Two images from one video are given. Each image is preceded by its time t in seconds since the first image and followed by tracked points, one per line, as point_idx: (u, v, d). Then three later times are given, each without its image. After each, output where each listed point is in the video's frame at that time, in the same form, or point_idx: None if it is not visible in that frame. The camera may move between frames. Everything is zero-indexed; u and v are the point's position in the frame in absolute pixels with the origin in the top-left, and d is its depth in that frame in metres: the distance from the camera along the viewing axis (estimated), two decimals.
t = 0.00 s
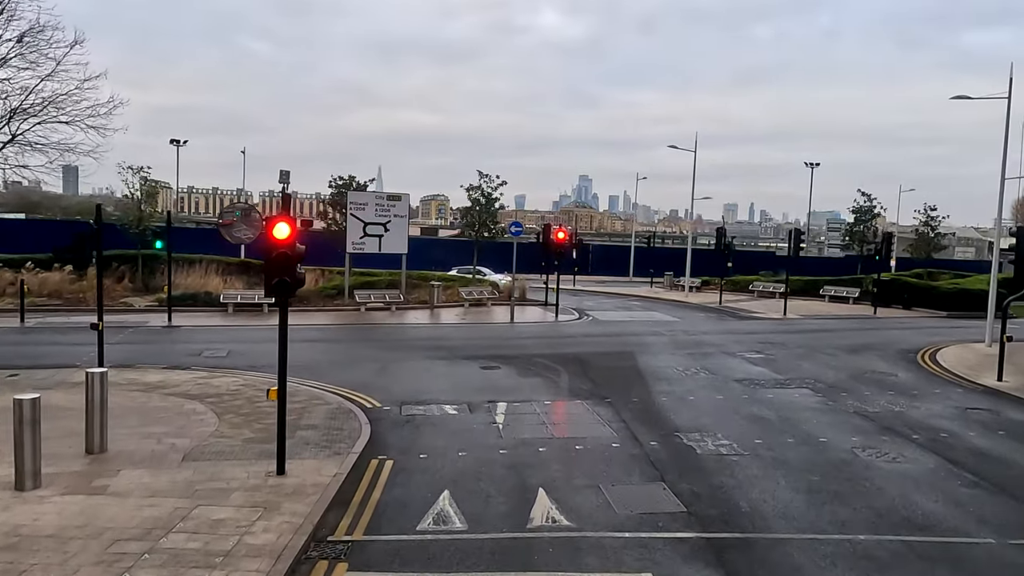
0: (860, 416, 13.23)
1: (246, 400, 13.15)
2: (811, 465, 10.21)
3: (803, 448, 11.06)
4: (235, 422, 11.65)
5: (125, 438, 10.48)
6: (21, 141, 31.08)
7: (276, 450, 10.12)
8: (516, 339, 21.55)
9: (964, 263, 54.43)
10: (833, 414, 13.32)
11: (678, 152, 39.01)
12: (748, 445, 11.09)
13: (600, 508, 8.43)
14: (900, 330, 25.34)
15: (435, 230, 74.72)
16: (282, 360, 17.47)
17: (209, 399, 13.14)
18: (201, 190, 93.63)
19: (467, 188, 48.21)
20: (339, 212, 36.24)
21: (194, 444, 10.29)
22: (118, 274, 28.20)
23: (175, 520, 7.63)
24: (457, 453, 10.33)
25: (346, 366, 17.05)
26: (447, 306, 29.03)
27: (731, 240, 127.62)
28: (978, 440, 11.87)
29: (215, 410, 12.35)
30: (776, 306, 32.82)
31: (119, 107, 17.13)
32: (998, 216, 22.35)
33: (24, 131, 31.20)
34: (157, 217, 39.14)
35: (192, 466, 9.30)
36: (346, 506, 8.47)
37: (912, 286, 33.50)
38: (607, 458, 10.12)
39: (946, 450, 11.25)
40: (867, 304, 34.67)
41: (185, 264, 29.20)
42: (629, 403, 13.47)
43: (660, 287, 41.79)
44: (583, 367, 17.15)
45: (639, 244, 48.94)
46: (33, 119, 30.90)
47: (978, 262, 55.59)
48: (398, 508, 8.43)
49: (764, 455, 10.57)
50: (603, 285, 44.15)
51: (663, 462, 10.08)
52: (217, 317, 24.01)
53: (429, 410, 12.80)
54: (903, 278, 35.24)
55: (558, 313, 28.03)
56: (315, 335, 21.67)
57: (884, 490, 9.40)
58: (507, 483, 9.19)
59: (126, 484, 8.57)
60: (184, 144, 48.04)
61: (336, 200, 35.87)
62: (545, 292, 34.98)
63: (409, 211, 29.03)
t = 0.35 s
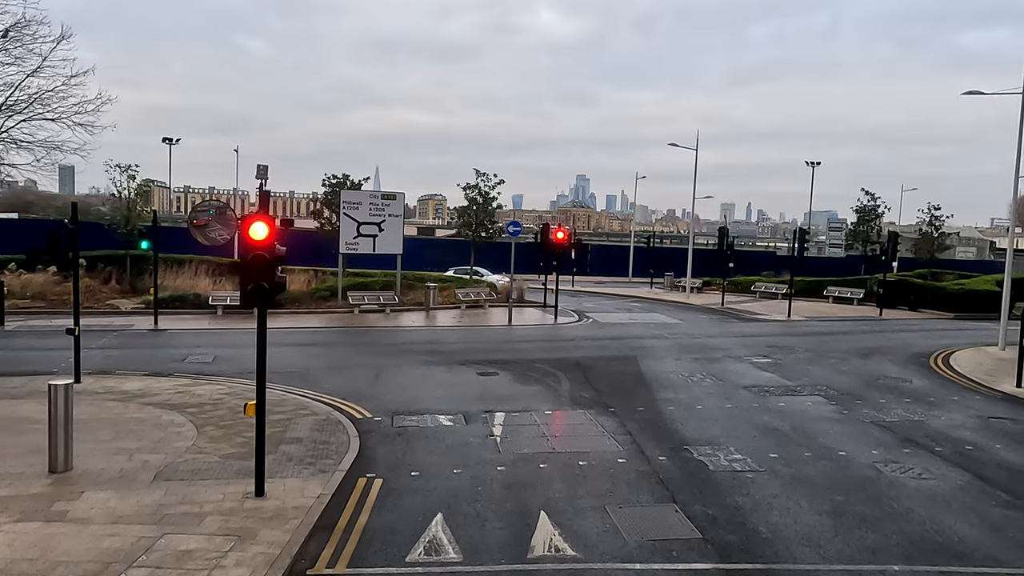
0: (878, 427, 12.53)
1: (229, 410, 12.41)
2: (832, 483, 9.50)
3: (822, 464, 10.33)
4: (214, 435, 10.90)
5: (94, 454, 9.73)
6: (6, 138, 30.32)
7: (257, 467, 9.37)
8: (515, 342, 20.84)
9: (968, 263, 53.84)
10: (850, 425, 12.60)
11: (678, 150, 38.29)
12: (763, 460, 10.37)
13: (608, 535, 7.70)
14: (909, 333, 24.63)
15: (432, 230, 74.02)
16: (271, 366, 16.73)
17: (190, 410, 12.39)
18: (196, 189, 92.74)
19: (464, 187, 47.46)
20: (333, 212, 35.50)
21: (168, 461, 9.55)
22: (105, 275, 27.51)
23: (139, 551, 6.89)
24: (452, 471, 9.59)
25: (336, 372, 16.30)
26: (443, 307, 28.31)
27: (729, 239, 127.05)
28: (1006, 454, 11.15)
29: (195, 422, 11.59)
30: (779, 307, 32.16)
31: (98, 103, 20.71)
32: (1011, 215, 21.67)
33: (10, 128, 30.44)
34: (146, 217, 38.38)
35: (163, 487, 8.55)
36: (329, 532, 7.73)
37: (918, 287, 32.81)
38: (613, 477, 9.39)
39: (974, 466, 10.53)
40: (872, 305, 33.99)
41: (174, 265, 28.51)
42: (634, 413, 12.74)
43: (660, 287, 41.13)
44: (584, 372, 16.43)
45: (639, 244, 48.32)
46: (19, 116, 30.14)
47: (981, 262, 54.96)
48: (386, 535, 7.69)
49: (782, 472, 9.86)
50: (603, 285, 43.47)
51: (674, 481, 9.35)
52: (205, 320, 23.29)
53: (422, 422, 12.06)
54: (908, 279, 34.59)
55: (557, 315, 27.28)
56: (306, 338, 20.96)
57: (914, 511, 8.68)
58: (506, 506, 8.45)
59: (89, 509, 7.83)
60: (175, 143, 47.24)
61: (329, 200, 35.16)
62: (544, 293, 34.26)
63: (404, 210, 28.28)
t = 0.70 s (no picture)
0: (891, 436, 11.96)
1: (212, 420, 11.80)
2: (849, 500, 8.92)
3: (837, 477, 9.76)
4: (194, 447, 10.29)
5: (63, 470, 9.13)
6: None
7: (236, 484, 8.76)
8: (512, 346, 20.27)
9: (969, 263, 53.44)
10: (862, 434, 12.03)
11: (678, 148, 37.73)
12: (774, 473, 9.80)
13: (611, 560, 7.10)
14: (915, 335, 24.09)
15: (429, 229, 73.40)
16: (259, 372, 16.12)
17: (169, 419, 11.77)
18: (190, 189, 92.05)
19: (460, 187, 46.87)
20: (326, 212, 34.92)
21: (141, 476, 8.95)
22: (92, 277, 26.85)
23: None
24: (444, 487, 9.00)
25: (326, 378, 15.68)
26: (439, 309, 27.72)
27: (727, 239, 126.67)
28: None
29: (174, 433, 10.99)
30: (781, 308, 31.61)
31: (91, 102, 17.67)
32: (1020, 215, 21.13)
33: None
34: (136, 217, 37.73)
35: (133, 509, 7.94)
36: (311, 557, 7.14)
37: (922, 288, 32.31)
38: (616, 494, 8.81)
39: (997, 479, 9.97)
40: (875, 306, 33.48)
41: (164, 266, 27.95)
42: (637, 423, 12.16)
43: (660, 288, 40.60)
44: (583, 377, 15.85)
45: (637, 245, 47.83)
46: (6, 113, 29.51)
47: (982, 262, 54.56)
48: (372, 561, 7.09)
49: (795, 488, 9.28)
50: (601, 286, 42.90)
51: (681, 497, 8.78)
52: (194, 322, 22.69)
53: (414, 432, 11.46)
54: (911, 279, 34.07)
55: (555, 317, 26.71)
56: (298, 342, 20.36)
57: (939, 531, 8.11)
58: (502, 527, 7.87)
59: (49, 534, 7.22)
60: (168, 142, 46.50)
61: (323, 200, 34.60)
62: (542, 294, 33.70)
63: (398, 210, 27.69)
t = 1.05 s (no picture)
0: (902, 445, 11.52)
1: (196, 429, 11.32)
2: (863, 516, 8.46)
3: (848, 490, 9.32)
4: (175, 459, 9.82)
5: (34, 484, 8.64)
6: None
7: (217, 500, 8.28)
8: (509, 349, 19.83)
9: (969, 263, 53.13)
10: (872, 442, 11.60)
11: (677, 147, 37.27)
12: (782, 486, 9.35)
13: None
14: (919, 337, 23.69)
15: (426, 229, 72.95)
16: (247, 377, 15.63)
17: (151, 428, 11.28)
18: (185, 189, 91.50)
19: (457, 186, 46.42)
20: (321, 212, 34.44)
21: (116, 491, 8.47)
22: (81, 277, 26.35)
23: None
24: (437, 503, 8.53)
25: (317, 384, 15.19)
26: (435, 311, 27.28)
27: (725, 239, 126.49)
28: None
29: (155, 443, 10.51)
30: (782, 310, 31.20)
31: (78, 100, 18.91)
32: None
33: None
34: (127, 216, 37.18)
35: (104, 528, 7.47)
36: None
37: (924, 289, 31.91)
38: (618, 509, 8.35)
39: (1015, 492, 9.52)
40: (876, 307, 33.09)
41: (155, 267, 27.48)
42: (638, 431, 11.70)
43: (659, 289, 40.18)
44: (581, 382, 15.39)
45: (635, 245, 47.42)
46: None
47: (982, 262, 54.30)
48: None
49: (806, 501, 8.83)
50: (599, 286, 42.47)
51: (686, 513, 8.32)
52: (184, 325, 22.23)
53: (407, 441, 10.99)
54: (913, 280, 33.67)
55: (553, 318, 26.24)
56: (290, 345, 19.91)
57: (960, 549, 7.66)
58: (497, 546, 7.40)
59: (12, 557, 6.75)
60: (162, 142, 45.97)
61: (317, 200, 34.16)
62: (540, 295, 33.26)
63: (394, 210, 27.20)
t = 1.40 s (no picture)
0: (912, 451, 11.16)
1: (182, 436, 10.93)
2: (876, 528, 8.10)
3: (859, 500, 8.96)
4: (158, 468, 9.43)
5: (9, 495, 8.25)
6: None
7: (200, 513, 7.90)
8: (507, 351, 19.46)
9: (969, 262, 52.89)
10: (881, 449, 11.24)
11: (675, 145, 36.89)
12: (791, 496, 8.98)
13: None
14: (922, 338, 23.38)
15: (423, 229, 72.52)
16: (238, 381, 15.25)
17: (135, 435, 10.88)
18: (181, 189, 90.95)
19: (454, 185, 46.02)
20: (316, 211, 34.04)
21: (94, 504, 8.09)
22: (72, 278, 25.90)
23: None
24: (431, 515, 8.15)
25: (309, 387, 14.80)
26: (432, 312, 26.90)
27: (724, 239, 126.14)
28: None
29: (139, 451, 10.12)
30: (782, 310, 30.87)
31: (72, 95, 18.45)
32: None
33: None
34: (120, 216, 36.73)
35: (79, 544, 7.08)
36: None
37: (926, 289, 31.62)
38: (620, 522, 7.98)
39: None
40: (877, 307, 32.79)
41: (147, 267, 27.06)
42: (639, 437, 11.33)
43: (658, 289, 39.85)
44: (580, 386, 15.02)
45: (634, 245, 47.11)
46: None
47: (982, 262, 54.05)
48: None
49: (816, 513, 8.46)
50: (597, 286, 42.14)
51: (692, 525, 7.95)
52: (176, 326, 21.83)
53: (401, 448, 10.62)
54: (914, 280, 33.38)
55: (551, 319, 25.88)
56: (283, 347, 19.54)
57: (981, 564, 7.29)
58: (494, 562, 7.03)
59: None
60: (156, 141, 45.52)
61: (312, 199, 33.77)
62: (538, 295, 32.91)
63: (389, 209, 26.87)
